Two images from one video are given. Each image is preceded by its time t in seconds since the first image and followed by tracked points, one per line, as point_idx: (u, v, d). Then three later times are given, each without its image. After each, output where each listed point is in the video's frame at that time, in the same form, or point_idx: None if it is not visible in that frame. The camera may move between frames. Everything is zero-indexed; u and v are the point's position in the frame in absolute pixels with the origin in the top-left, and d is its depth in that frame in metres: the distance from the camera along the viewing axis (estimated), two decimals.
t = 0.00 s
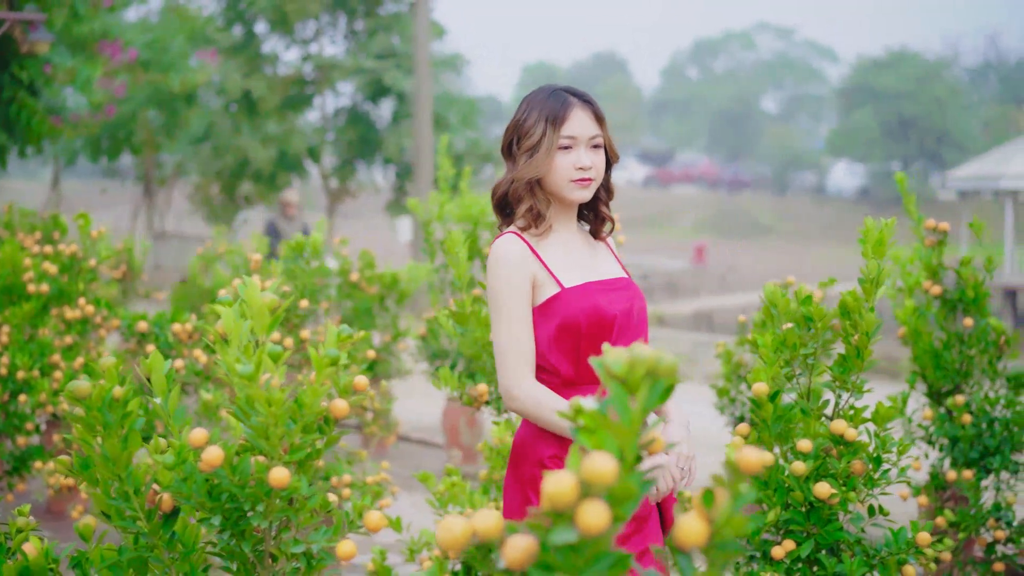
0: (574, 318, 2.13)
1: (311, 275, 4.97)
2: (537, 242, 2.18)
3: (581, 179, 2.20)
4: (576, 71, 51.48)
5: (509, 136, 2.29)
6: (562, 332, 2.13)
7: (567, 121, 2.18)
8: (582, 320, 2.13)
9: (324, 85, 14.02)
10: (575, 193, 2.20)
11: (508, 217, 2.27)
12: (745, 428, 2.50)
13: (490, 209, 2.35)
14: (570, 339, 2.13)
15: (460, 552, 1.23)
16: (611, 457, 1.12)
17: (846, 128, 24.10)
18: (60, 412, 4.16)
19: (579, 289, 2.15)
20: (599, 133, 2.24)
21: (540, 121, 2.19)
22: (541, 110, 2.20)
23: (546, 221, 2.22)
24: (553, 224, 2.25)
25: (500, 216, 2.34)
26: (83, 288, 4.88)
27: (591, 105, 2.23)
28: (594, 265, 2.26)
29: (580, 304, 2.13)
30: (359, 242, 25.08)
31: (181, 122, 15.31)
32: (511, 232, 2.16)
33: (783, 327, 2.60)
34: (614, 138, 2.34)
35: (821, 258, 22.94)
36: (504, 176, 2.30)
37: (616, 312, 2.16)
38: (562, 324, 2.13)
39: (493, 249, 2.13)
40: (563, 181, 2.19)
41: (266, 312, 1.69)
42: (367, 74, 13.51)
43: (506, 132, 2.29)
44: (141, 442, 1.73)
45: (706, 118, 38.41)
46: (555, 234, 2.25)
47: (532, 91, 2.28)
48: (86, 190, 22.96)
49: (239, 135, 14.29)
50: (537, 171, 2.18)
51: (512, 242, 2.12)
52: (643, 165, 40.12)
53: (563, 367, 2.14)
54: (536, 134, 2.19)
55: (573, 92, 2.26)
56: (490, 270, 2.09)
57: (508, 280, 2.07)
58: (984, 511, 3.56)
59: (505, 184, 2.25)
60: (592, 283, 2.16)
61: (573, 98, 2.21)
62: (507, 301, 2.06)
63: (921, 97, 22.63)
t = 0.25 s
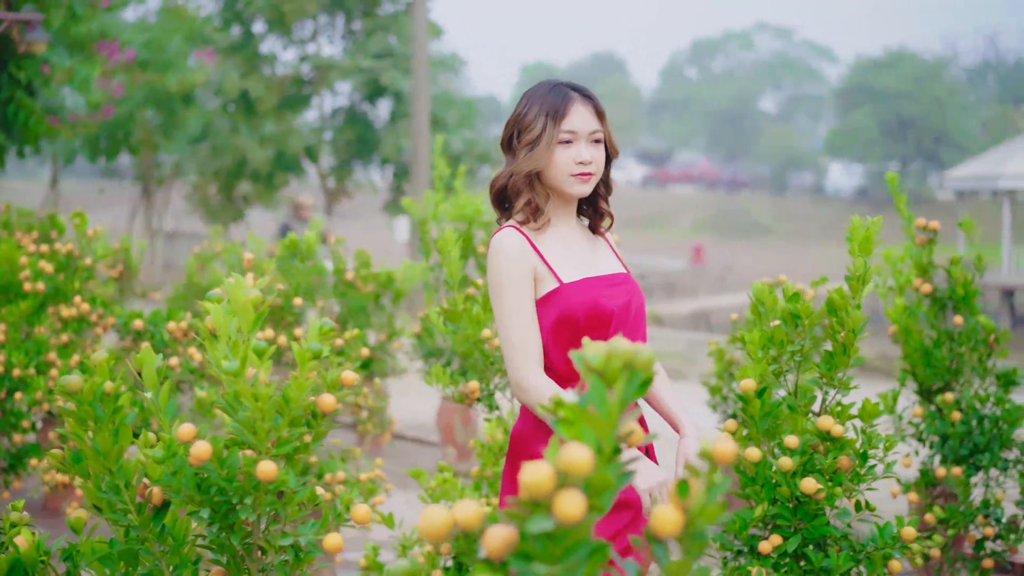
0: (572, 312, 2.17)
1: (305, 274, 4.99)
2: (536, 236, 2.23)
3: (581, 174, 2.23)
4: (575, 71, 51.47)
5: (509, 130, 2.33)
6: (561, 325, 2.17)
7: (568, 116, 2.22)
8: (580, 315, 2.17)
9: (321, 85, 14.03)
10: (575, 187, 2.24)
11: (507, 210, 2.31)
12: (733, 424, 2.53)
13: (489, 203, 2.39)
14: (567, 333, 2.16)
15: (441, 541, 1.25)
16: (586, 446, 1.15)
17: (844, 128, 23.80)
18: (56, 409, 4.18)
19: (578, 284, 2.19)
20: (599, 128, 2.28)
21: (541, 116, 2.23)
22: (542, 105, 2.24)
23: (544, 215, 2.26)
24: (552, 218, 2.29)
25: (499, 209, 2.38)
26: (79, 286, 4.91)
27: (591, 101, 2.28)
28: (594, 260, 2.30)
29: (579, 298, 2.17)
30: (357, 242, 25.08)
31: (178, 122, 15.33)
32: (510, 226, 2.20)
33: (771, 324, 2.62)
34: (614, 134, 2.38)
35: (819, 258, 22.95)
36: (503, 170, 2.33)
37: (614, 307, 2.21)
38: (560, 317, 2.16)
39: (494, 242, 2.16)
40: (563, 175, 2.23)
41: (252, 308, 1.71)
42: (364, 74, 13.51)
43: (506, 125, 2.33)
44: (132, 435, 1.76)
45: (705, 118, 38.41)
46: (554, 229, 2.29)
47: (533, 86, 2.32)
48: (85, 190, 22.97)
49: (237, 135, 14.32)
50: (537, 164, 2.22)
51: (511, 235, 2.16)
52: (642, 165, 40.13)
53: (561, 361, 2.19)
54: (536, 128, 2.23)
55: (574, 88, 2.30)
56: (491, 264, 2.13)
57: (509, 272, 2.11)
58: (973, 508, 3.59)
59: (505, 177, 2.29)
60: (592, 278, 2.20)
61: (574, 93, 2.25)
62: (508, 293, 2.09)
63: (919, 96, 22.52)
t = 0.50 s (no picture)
0: (570, 306, 2.19)
1: (298, 271, 5.03)
2: (534, 229, 2.25)
3: (582, 169, 2.26)
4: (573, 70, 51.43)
5: (510, 125, 2.35)
6: (558, 319, 2.19)
7: (569, 111, 2.25)
8: (577, 310, 2.19)
9: (319, 84, 14.04)
10: (576, 182, 2.26)
11: (506, 204, 2.34)
12: (720, 419, 2.55)
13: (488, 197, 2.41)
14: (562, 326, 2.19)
15: (419, 527, 1.27)
16: (564, 434, 1.18)
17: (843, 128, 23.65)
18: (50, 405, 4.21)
19: (576, 279, 2.21)
20: (600, 124, 2.31)
21: (542, 111, 2.26)
22: (543, 100, 2.27)
23: (543, 209, 2.28)
24: (551, 212, 2.32)
25: (499, 203, 2.39)
26: (74, 283, 4.94)
27: (592, 97, 2.30)
28: (594, 256, 2.31)
29: (577, 293, 2.19)
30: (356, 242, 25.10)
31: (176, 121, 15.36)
32: (509, 220, 2.22)
33: (757, 320, 2.65)
34: (614, 131, 2.41)
35: (817, 258, 22.97)
36: (503, 165, 2.36)
37: (612, 302, 2.22)
38: (557, 311, 2.19)
39: (492, 235, 2.19)
40: (564, 170, 2.25)
41: (233, 301, 1.73)
42: (361, 73, 13.52)
43: (507, 121, 2.36)
44: (121, 427, 1.77)
45: (704, 117, 38.39)
46: (553, 223, 2.31)
47: (535, 82, 2.35)
48: (83, 190, 22.96)
49: (235, 135, 14.37)
50: (538, 158, 2.25)
51: (508, 230, 2.18)
52: (640, 165, 40.16)
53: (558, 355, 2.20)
54: (538, 122, 2.26)
55: (576, 84, 2.33)
56: (490, 257, 2.16)
57: (508, 267, 2.13)
58: (961, 504, 3.62)
59: (505, 172, 2.32)
60: (590, 274, 2.22)
61: (575, 89, 2.28)
62: (504, 288, 2.12)
63: (916, 96, 22.44)
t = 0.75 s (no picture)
0: (568, 305, 2.19)
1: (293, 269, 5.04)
2: (533, 228, 2.27)
3: (583, 168, 2.27)
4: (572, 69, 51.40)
5: (512, 123, 2.36)
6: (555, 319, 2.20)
7: (571, 110, 2.26)
8: (575, 309, 2.20)
9: (317, 84, 14.04)
10: (577, 181, 2.27)
11: (507, 202, 2.35)
12: (706, 414, 2.58)
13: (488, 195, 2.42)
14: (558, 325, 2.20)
15: (400, 516, 1.30)
16: (537, 424, 1.20)
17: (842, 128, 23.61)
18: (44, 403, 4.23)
19: (573, 278, 2.21)
20: (601, 123, 2.32)
21: (544, 110, 2.26)
22: (546, 99, 2.28)
23: (543, 208, 2.29)
24: (551, 211, 2.33)
25: (499, 201, 2.41)
26: (69, 281, 4.95)
27: (594, 96, 2.32)
28: (592, 255, 2.32)
29: (574, 292, 2.20)
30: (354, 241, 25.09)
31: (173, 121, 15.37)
32: (508, 219, 2.24)
33: (743, 316, 2.67)
34: (615, 129, 2.42)
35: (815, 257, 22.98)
36: (505, 162, 2.37)
37: (609, 302, 2.23)
38: (555, 310, 2.20)
39: (491, 234, 2.21)
40: (566, 169, 2.26)
41: (213, 296, 1.77)
42: (359, 73, 13.53)
43: (509, 119, 2.37)
44: (107, 419, 1.80)
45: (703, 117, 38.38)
46: (552, 222, 2.32)
47: (537, 80, 2.35)
48: (81, 190, 22.96)
49: (233, 135, 14.39)
50: (539, 157, 2.25)
51: (506, 229, 2.20)
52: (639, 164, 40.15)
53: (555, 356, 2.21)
54: (540, 121, 2.26)
55: (578, 83, 2.34)
56: (488, 256, 2.18)
57: (506, 267, 2.16)
58: (949, 499, 3.65)
59: (506, 170, 2.33)
60: (588, 273, 2.23)
61: (577, 88, 2.29)
62: (500, 286, 2.15)
63: (915, 96, 22.38)
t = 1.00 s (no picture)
0: (569, 306, 2.22)
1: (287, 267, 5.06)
2: (534, 229, 2.31)
3: (587, 169, 2.32)
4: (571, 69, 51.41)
5: (514, 124, 2.41)
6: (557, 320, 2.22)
7: (575, 111, 2.31)
8: (577, 309, 2.22)
9: (314, 83, 14.06)
10: (580, 182, 2.32)
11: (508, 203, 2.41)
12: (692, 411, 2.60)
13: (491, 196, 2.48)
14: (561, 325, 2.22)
15: (378, 505, 1.32)
16: (511, 415, 1.22)
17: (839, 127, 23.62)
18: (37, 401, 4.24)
19: (573, 279, 2.25)
20: (604, 124, 2.37)
21: (548, 110, 2.31)
22: (550, 100, 2.33)
23: (544, 210, 2.35)
24: (552, 212, 2.38)
25: (501, 203, 2.47)
26: (64, 280, 4.98)
27: (597, 98, 2.37)
28: (594, 256, 2.36)
29: (575, 293, 2.23)
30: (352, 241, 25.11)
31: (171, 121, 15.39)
32: (510, 220, 2.29)
33: (728, 312, 2.69)
34: (617, 131, 2.47)
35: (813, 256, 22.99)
36: (507, 163, 2.42)
37: (611, 302, 2.25)
38: (556, 311, 2.22)
39: (491, 235, 2.25)
40: (569, 169, 2.31)
41: (194, 291, 1.81)
42: (356, 73, 13.54)
43: (512, 120, 2.42)
44: (93, 414, 1.83)
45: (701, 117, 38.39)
46: (554, 223, 2.37)
47: (541, 81, 2.41)
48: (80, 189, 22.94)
49: (230, 134, 14.41)
50: (543, 157, 2.30)
51: (506, 230, 2.25)
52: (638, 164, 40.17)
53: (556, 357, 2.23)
54: (543, 122, 2.32)
55: (581, 84, 2.40)
56: (488, 257, 2.23)
57: (507, 267, 2.20)
58: (939, 495, 3.66)
59: (508, 171, 2.38)
60: (588, 274, 2.25)
61: (581, 90, 2.35)
62: (497, 287, 2.20)
63: (913, 96, 22.31)
